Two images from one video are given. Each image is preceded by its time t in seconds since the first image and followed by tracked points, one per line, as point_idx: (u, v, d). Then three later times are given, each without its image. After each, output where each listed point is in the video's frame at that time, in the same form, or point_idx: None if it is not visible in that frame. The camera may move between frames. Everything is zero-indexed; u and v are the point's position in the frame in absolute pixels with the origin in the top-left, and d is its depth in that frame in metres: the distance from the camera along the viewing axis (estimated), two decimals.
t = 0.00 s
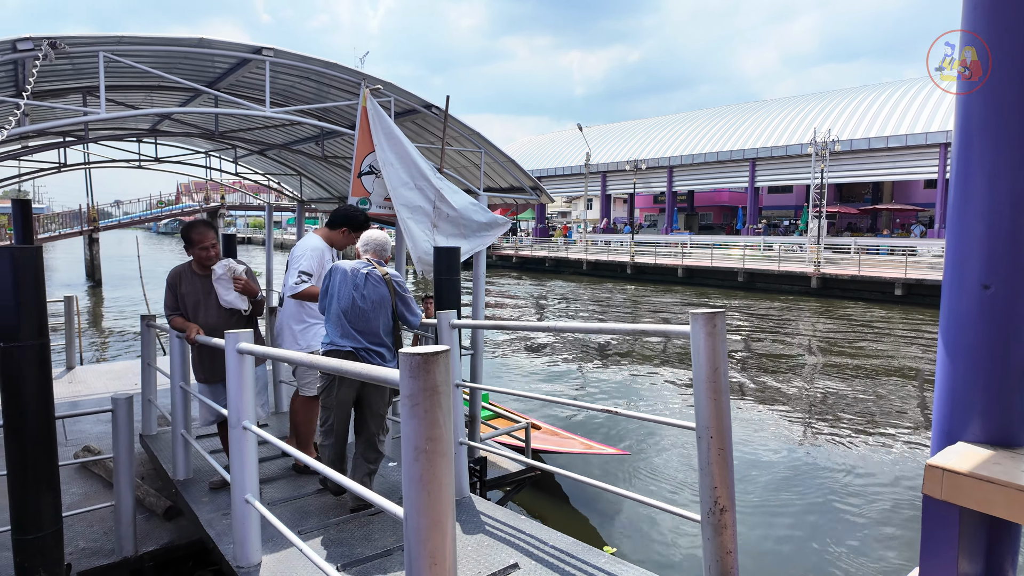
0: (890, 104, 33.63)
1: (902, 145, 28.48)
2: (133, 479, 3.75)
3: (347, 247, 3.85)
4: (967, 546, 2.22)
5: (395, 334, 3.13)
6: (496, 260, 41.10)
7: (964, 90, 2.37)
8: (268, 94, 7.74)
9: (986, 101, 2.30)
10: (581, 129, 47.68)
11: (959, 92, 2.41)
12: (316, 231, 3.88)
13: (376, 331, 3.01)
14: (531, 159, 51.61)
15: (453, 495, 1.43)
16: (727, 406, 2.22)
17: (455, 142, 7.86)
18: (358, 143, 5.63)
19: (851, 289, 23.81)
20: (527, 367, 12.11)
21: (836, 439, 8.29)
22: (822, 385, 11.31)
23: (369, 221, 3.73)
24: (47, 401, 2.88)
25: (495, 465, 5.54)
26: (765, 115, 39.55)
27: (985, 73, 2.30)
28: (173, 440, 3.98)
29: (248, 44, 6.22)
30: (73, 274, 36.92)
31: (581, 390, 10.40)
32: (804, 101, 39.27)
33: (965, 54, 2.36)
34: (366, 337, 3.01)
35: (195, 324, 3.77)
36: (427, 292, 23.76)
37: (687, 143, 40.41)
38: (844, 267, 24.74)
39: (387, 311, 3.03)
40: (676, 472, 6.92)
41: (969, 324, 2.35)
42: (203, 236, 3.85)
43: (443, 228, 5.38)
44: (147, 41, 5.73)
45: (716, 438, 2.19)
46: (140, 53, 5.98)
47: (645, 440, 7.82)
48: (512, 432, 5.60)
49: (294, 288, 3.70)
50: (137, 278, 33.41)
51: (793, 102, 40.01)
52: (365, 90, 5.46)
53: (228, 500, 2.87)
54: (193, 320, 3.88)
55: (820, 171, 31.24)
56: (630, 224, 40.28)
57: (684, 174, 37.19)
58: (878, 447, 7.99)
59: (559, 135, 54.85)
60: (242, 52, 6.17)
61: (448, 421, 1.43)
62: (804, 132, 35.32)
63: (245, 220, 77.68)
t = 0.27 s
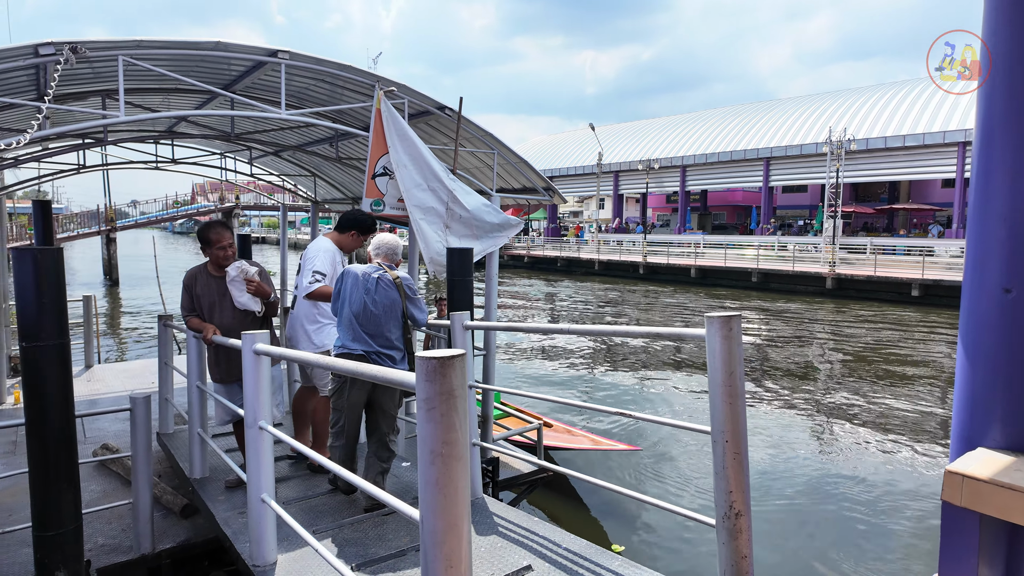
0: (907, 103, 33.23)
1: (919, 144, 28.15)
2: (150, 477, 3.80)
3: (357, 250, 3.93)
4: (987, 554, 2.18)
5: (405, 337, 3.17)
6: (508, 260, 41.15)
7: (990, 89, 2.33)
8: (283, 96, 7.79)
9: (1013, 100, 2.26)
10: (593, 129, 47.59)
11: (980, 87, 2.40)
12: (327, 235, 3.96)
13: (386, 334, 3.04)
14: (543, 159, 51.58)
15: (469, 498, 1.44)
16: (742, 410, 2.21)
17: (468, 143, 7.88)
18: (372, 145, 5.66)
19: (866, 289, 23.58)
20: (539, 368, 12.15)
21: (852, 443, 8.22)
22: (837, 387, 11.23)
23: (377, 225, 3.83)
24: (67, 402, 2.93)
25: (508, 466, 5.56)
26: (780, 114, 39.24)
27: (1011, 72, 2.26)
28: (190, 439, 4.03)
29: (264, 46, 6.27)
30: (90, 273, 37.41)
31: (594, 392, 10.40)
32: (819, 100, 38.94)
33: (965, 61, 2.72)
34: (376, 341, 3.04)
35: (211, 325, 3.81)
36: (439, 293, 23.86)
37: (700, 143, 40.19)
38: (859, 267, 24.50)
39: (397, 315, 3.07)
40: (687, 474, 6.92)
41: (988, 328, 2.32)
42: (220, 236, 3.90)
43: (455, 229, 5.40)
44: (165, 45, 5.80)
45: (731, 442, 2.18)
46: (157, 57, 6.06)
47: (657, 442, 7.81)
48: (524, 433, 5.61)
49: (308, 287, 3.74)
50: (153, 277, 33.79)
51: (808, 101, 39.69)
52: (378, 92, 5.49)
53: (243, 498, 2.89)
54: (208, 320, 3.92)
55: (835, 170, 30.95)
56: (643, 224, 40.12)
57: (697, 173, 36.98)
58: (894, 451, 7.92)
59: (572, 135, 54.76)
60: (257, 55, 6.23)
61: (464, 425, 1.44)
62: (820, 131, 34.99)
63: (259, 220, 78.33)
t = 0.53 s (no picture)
0: (918, 101, 32.94)
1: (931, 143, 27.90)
2: (159, 477, 3.83)
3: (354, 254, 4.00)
4: (998, 561, 2.14)
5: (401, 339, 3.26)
6: (515, 260, 41.15)
7: (1003, 88, 2.29)
8: (291, 97, 7.81)
9: None
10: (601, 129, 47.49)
11: (995, 88, 2.34)
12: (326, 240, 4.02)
13: (382, 337, 3.14)
14: (551, 158, 51.53)
15: (471, 502, 1.43)
16: (749, 413, 2.19)
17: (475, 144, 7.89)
18: (379, 146, 5.65)
19: (876, 289, 23.39)
20: (546, 368, 12.15)
21: (861, 445, 8.17)
22: (846, 388, 11.15)
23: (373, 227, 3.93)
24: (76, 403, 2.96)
25: (514, 467, 5.55)
26: (789, 113, 39.02)
27: None
28: (198, 439, 4.05)
29: (271, 48, 6.28)
30: (101, 273, 37.70)
31: (601, 394, 10.38)
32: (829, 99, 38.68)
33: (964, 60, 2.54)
34: (373, 343, 3.13)
35: (219, 326, 3.82)
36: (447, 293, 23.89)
37: (708, 142, 40.00)
38: (870, 267, 24.31)
39: (392, 318, 3.16)
40: (694, 475, 6.89)
41: (999, 332, 2.29)
42: (228, 237, 3.93)
43: (462, 230, 5.41)
44: (173, 47, 5.82)
45: (737, 446, 2.16)
46: (166, 59, 6.09)
47: (664, 443, 7.79)
48: (529, 434, 5.61)
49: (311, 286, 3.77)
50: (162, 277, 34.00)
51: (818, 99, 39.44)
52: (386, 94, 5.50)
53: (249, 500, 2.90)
54: (215, 321, 3.93)
55: (845, 169, 30.74)
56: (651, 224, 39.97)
57: (706, 172, 36.81)
58: (904, 454, 7.86)
59: (580, 134, 54.67)
60: (265, 57, 6.24)
61: (466, 429, 1.43)
62: (829, 130, 34.76)
63: (268, 219, 78.63)
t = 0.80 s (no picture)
0: (923, 101, 32.85)
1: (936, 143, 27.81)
2: (161, 479, 3.84)
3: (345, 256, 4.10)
4: (999, 565, 2.14)
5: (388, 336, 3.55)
6: (518, 260, 41.17)
7: (1004, 92, 2.29)
8: (294, 100, 7.83)
9: None
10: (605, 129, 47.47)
11: (993, 87, 2.35)
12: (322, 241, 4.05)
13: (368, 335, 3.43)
14: (554, 158, 51.53)
15: (468, 507, 1.44)
16: (748, 417, 2.19)
17: (477, 146, 7.90)
18: (381, 149, 5.67)
19: (880, 289, 23.32)
20: (549, 370, 12.16)
21: (865, 446, 8.16)
22: (850, 389, 11.14)
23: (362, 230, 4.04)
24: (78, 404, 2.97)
25: (515, 469, 5.57)
26: (793, 113, 38.95)
27: None
28: (200, 440, 4.06)
29: (273, 52, 6.31)
30: (106, 273, 37.85)
31: (604, 396, 10.39)
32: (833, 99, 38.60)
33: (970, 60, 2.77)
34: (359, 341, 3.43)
35: (220, 328, 3.84)
36: (450, 293, 23.91)
37: (712, 142, 39.95)
38: (874, 267, 24.25)
39: (379, 315, 3.45)
40: (696, 476, 6.89)
41: (1000, 336, 2.28)
42: (230, 239, 3.95)
43: (464, 232, 5.41)
44: (176, 51, 5.85)
45: (736, 449, 2.16)
46: (170, 62, 6.12)
47: (667, 445, 7.79)
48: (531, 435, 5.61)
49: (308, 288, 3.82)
50: (167, 277, 34.11)
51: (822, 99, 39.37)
52: (388, 96, 5.51)
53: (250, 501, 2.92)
54: (217, 324, 3.95)
55: (848, 169, 30.70)
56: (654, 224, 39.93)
57: (709, 172, 36.75)
58: (908, 455, 7.85)
59: (583, 134, 54.61)
60: (267, 60, 6.27)
61: (462, 435, 1.44)
62: (834, 129, 34.67)
63: (272, 219, 78.78)
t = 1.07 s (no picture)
0: (924, 101, 32.84)
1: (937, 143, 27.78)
2: (158, 480, 3.84)
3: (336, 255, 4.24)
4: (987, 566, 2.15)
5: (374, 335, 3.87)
6: (519, 260, 41.17)
7: (994, 94, 2.29)
8: (292, 102, 7.84)
9: (1021, 105, 2.22)
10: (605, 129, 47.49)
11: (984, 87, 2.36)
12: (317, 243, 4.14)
13: (355, 334, 3.74)
14: (555, 158, 51.52)
15: (453, 510, 1.46)
16: (739, 419, 2.20)
17: (475, 148, 7.91)
18: (378, 150, 5.69)
19: (881, 290, 23.29)
20: (549, 372, 12.17)
21: (864, 448, 8.17)
22: (850, 391, 11.14)
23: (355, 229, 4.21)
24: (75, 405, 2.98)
25: (512, 470, 5.58)
26: (794, 113, 38.95)
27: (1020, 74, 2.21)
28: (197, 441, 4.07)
29: (270, 54, 6.33)
30: (107, 273, 37.86)
31: (604, 398, 10.40)
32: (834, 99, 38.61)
33: (968, 59, 2.73)
34: (346, 340, 3.73)
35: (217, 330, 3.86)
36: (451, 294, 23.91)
37: (713, 142, 39.93)
38: (874, 268, 24.22)
39: (364, 316, 3.76)
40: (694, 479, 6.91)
41: (991, 338, 2.29)
42: (227, 240, 3.96)
43: (462, 234, 5.42)
44: (174, 53, 5.87)
45: (725, 451, 2.18)
46: (167, 65, 6.14)
47: (665, 447, 7.80)
48: (528, 437, 5.62)
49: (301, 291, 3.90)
50: (167, 277, 34.09)
51: (823, 100, 39.37)
52: (384, 98, 5.54)
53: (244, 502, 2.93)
54: (213, 325, 3.96)
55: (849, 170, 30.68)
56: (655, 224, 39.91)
57: (710, 173, 36.72)
58: (907, 457, 7.85)
59: (584, 135, 54.61)
60: (264, 63, 6.29)
61: (448, 438, 1.45)
62: (834, 130, 34.65)
63: (273, 219, 78.74)
